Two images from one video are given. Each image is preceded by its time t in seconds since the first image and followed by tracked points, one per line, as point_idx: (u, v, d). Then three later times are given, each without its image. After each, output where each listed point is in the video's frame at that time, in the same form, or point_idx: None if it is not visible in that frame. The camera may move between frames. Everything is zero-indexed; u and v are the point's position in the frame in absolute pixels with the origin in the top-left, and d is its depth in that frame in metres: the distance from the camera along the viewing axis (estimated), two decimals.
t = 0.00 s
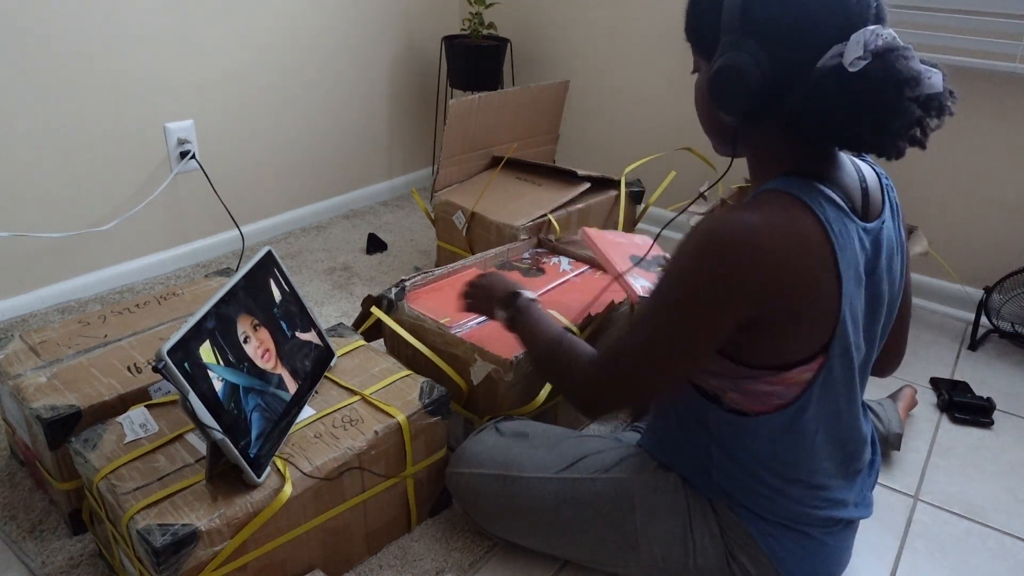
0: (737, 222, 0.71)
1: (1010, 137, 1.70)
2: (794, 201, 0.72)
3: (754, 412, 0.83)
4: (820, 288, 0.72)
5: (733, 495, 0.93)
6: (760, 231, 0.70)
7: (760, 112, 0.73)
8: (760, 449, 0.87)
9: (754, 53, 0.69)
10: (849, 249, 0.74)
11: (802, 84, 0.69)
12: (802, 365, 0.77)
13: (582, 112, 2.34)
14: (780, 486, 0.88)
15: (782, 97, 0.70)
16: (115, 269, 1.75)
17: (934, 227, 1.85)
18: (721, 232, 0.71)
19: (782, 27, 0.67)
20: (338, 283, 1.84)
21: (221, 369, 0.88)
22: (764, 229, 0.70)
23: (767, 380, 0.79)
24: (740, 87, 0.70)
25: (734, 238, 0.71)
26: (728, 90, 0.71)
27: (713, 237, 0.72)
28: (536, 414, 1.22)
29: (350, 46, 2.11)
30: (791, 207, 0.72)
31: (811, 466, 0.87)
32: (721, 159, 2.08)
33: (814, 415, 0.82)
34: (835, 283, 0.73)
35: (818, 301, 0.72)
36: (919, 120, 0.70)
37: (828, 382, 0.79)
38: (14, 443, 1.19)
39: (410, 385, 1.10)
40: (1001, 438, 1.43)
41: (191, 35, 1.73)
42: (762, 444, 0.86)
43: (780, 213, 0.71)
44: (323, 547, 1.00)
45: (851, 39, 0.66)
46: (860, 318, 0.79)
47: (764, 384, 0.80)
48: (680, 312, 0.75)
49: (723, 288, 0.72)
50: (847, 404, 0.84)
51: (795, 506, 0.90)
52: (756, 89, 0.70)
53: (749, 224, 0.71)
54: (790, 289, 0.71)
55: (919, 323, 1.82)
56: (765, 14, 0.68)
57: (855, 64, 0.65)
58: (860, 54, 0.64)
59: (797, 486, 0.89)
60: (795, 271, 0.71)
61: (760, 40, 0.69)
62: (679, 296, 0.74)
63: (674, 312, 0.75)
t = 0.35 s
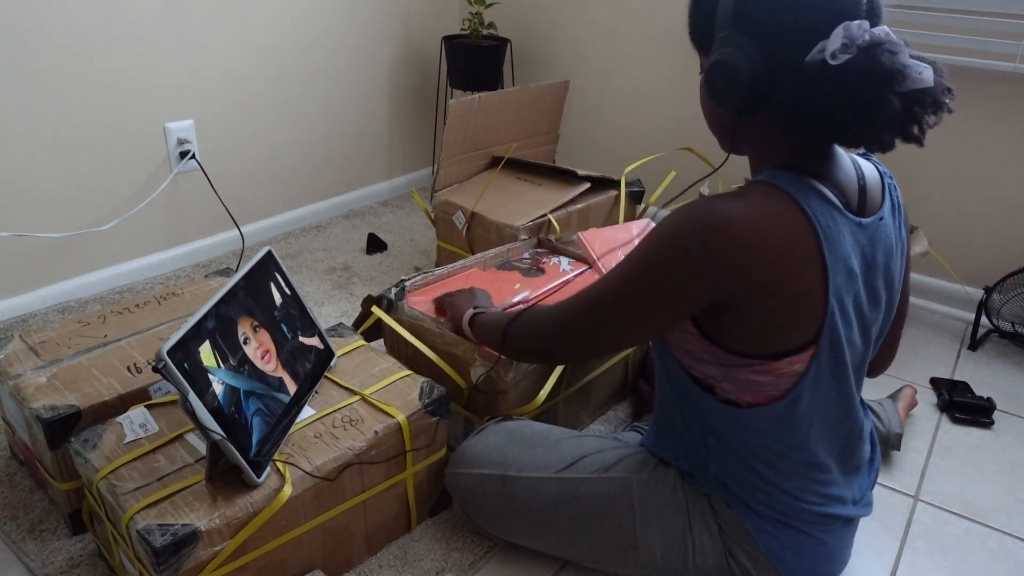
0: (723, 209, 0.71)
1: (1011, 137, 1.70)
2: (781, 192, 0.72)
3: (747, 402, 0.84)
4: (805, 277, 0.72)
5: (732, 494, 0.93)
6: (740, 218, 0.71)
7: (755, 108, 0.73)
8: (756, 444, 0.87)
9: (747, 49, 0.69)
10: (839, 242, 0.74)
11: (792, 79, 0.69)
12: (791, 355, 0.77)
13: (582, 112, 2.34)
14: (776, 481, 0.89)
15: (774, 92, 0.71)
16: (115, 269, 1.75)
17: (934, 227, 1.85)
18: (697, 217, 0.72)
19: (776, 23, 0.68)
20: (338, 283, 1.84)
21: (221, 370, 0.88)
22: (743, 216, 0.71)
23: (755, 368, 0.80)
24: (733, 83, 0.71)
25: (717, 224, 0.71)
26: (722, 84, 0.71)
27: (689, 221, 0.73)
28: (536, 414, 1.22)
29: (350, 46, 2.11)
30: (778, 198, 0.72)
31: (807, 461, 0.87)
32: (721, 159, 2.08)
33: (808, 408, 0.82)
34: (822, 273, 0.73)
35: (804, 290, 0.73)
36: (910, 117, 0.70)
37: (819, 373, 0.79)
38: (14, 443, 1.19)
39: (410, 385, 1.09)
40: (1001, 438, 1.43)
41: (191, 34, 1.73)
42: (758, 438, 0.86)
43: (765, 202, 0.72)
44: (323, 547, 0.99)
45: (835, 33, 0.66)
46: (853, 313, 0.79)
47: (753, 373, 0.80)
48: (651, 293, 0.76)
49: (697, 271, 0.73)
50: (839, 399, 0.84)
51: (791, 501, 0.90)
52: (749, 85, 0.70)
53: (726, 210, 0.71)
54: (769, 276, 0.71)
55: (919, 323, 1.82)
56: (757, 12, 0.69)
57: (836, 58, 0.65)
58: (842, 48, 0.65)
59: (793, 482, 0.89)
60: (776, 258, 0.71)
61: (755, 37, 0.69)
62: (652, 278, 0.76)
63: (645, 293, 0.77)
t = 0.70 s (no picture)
0: (730, 208, 0.71)
1: (1011, 136, 1.70)
2: (788, 192, 0.72)
3: (752, 403, 0.84)
4: (812, 277, 0.72)
5: (732, 494, 0.93)
6: (746, 219, 0.71)
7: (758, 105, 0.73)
8: (759, 443, 0.87)
9: (744, 46, 0.70)
10: (846, 243, 0.74)
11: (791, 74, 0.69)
12: (796, 357, 0.77)
13: (582, 112, 2.34)
14: (777, 482, 0.89)
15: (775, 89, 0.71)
16: (115, 269, 1.75)
17: (934, 227, 1.85)
18: (702, 216, 0.72)
19: (774, 20, 0.68)
20: (338, 283, 1.84)
21: (221, 369, 0.88)
22: (749, 216, 0.71)
23: (760, 369, 0.79)
24: (734, 80, 0.71)
25: (722, 224, 0.71)
26: (723, 83, 0.72)
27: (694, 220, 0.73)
28: (536, 414, 1.22)
29: (350, 46, 2.11)
30: (784, 198, 0.72)
31: (809, 462, 0.87)
32: (721, 159, 2.08)
33: (811, 409, 0.82)
34: (828, 274, 0.73)
35: (810, 292, 0.73)
36: (920, 109, 0.69)
37: (824, 374, 0.79)
38: (14, 443, 1.19)
39: (410, 385, 1.09)
40: (1001, 438, 1.43)
41: (191, 34, 1.73)
42: (761, 438, 0.86)
43: (772, 203, 0.71)
44: (323, 548, 0.99)
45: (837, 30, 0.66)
46: (859, 314, 0.79)
47: (758, 374, 0.80)
48: (654, 292, 0.76)
49: (701, 271, 0.73)
50: (842, 399, 0.84)
51: (793, 502, 0.90)
52: (750, 83, 0.71)
53: (732, 210, 0.71)
54: (775, 277, 0.71)
55: (919, 323, 1.82)
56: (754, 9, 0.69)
57: (840, 53, 0.64)
58: (845, 43, 0.64)
59: (794, 482, 0.89)
60: (782, 259, 0.71)
61: (753, 35, 0.70)
62: (655, 277, 0.76)
63: (647, 292, 0.77)
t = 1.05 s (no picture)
0: (733, 208, 0.71)
1: (1011, 136, 1.70)
2: (789, 190, 0.72)
3: (754, 403, 0.84)
4: (815, 275, 0.72)
5: (732, 493, 0.93)
6: (750, 217, 0.71)
7: (770, 103, 0.73)
8: (761, 442, 0.87)
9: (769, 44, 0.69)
10: (848, 242, 0.74)
11: (814, 73, 0.69)
12: (799, 356, 0.77)
13: (582, 112, 2.34)
14: (778, 481, 0.89)
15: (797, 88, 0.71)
16: (115, 269, 1.75)
17: (934, 227, 1.85)
18: (705, 215, 0.72)
19: (797, 18, 0.68)
20: (338, 283, 1.84)
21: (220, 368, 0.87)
22: (753, 214, 0.71)
23: (762, 368, 0.79)
24: (753, 79, 0.70)
25: (727, 224, 0.71)
26: (737, 81, 0.71)
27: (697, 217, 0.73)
28: (535, 414, 1.22)
29: (350, 47, 2.11)
30: (788, 197, 0.72)
31: (810, 461, 0.87)
32: (721, 159, 2.08)
33: (813, 408, 0.82)
34: (830, 272, 0.73)
35: (813, 291, 0.73)
36: (929, 111, 0.70)
37: (826, 373, 0.79)
38: (14, 443, 1.19)
39: (410, 385, 1.10)
40: (1001, 438, 1.43)
41: (191, 34, 1.73)
42: (763, 437, 0.86)
43: (775, 202, 0.71)
44: (323, 548, 0.99)
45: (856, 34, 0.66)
46: (860, 314, 0.79)
47: (760, 373, 0.80)
48: (655, 289, 0.76)
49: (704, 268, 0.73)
50: (841, 398, 0.84)
51: (793, 501, 0.90)
52: (767, 81, 0.70)
53: (736, 209, 0.71)
54: (778, 276, 0.71)
55: (919, 323, 1.82)
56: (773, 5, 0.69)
57: (867, 52, 0.64)
58: (871, 43, 0.65)
59: (795, 482, 0.89)
60: (786, 258, 0.71)
61: (772, 31, 0.69)
62: (657, 275, 0.75)
63: (649, 289, 0.76)
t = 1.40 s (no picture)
0: (723, 205, 0.71)
1: (1011, 136, 1.70)
2: (781, 189, 0.72)
3: (748, 401, 0.84)
4: (805, 273, 0.72)
5: (732, 493, 0.93)
6: (739, 213, 0.71)
7: (771, 106, 0.73)
8: (756, 441, 0.87)
9: (770, 48, 0.69)
10: (840, 242, 0.74)
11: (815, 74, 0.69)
12: (790, 354, 0.77)
13: (582, 112, 2.34)
14: (774, 481, 0.89)
15: (797, 91, 0.71)
16: (115, 269, 1.75)
17: (934, 226, 1.85)
18: (695, 210, 0.72)
19: (798, 22, 0.68)
20: (338, 283, 1.84)
21: (219, 369, 0.87)
22: (742, 211, 0.71)
23: (754, 366, 0.79)
24: (755, 82, 0.70)
25: (716, 220, 0.71)
26: (739, 85, 0.71)
27: (684, 211, 0.73)
28: (535, 414, 1.22)
29: (350, 46, 2.11)
30: (779, 196, 0.72)
31: (807, 462, 0.87)
32: (721, 159, 2.08)
33: (808, 407, 0.82)
34: (821, 271, 0.73)
35: (803, 289, 0.73)
36: (930, 110, 0.70)
37: (818, 371, 0.79)
38: (14, 443, 1.19)
39: (410, 385, 1.10)
40: (1001, 438, 1.43)
41: (191, 34, 1.73)
42: (760, 436, 0.86)
43: (766, 200, 0.71)
44: (323, 548, 1.00)
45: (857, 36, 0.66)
46: (853, 314, 0.79)
47: (752, 371, 0.80)
48: (643, 284, 0.76)
49: (692, 263, 0.73)
50: (836, 398, 0.84)
51: (791, 501, 0.90)
52: (768, 84, 0.70)
53: (724, 204, 0.71)
54: (767, 273, 0.71)
55: (919, 323, 1.82)
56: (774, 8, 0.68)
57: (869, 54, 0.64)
58: (874, 45, 0.64)
59: (791, 481, 0.89)
60: (775, 255, 0.71)
61: (773, 35, 0.69)
62: (645, 269, 0.76)
63: (637, 284, 0.77)
